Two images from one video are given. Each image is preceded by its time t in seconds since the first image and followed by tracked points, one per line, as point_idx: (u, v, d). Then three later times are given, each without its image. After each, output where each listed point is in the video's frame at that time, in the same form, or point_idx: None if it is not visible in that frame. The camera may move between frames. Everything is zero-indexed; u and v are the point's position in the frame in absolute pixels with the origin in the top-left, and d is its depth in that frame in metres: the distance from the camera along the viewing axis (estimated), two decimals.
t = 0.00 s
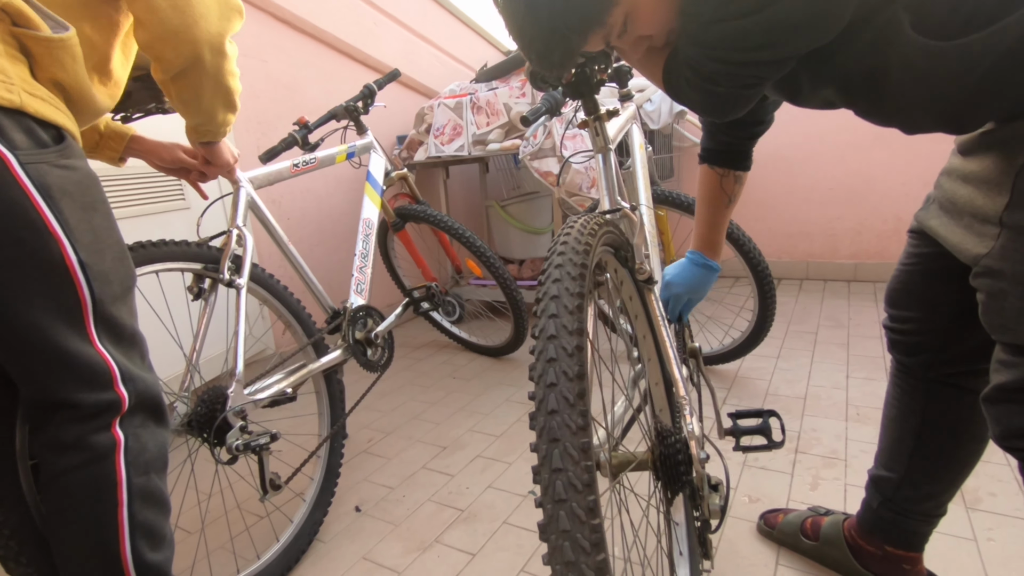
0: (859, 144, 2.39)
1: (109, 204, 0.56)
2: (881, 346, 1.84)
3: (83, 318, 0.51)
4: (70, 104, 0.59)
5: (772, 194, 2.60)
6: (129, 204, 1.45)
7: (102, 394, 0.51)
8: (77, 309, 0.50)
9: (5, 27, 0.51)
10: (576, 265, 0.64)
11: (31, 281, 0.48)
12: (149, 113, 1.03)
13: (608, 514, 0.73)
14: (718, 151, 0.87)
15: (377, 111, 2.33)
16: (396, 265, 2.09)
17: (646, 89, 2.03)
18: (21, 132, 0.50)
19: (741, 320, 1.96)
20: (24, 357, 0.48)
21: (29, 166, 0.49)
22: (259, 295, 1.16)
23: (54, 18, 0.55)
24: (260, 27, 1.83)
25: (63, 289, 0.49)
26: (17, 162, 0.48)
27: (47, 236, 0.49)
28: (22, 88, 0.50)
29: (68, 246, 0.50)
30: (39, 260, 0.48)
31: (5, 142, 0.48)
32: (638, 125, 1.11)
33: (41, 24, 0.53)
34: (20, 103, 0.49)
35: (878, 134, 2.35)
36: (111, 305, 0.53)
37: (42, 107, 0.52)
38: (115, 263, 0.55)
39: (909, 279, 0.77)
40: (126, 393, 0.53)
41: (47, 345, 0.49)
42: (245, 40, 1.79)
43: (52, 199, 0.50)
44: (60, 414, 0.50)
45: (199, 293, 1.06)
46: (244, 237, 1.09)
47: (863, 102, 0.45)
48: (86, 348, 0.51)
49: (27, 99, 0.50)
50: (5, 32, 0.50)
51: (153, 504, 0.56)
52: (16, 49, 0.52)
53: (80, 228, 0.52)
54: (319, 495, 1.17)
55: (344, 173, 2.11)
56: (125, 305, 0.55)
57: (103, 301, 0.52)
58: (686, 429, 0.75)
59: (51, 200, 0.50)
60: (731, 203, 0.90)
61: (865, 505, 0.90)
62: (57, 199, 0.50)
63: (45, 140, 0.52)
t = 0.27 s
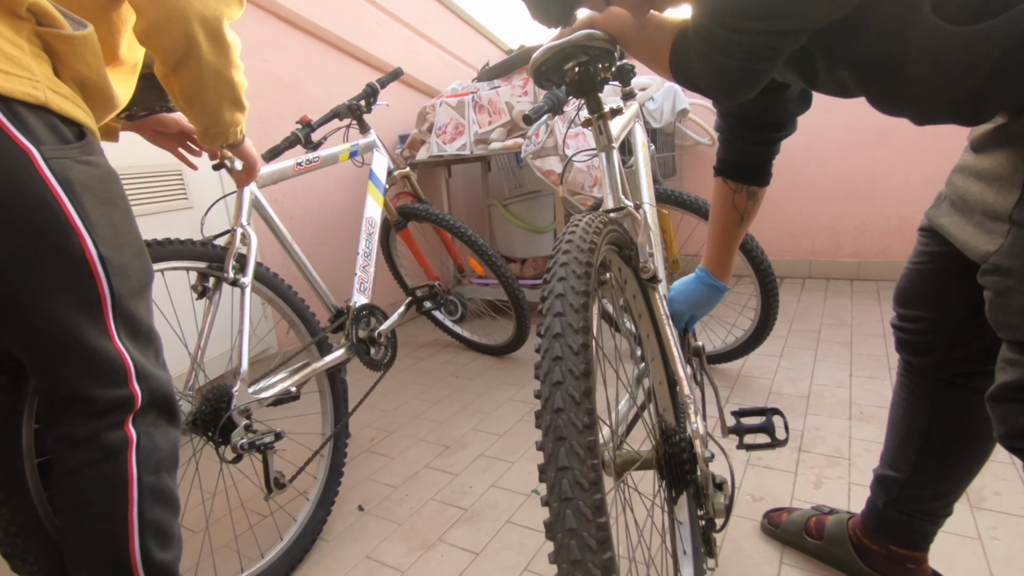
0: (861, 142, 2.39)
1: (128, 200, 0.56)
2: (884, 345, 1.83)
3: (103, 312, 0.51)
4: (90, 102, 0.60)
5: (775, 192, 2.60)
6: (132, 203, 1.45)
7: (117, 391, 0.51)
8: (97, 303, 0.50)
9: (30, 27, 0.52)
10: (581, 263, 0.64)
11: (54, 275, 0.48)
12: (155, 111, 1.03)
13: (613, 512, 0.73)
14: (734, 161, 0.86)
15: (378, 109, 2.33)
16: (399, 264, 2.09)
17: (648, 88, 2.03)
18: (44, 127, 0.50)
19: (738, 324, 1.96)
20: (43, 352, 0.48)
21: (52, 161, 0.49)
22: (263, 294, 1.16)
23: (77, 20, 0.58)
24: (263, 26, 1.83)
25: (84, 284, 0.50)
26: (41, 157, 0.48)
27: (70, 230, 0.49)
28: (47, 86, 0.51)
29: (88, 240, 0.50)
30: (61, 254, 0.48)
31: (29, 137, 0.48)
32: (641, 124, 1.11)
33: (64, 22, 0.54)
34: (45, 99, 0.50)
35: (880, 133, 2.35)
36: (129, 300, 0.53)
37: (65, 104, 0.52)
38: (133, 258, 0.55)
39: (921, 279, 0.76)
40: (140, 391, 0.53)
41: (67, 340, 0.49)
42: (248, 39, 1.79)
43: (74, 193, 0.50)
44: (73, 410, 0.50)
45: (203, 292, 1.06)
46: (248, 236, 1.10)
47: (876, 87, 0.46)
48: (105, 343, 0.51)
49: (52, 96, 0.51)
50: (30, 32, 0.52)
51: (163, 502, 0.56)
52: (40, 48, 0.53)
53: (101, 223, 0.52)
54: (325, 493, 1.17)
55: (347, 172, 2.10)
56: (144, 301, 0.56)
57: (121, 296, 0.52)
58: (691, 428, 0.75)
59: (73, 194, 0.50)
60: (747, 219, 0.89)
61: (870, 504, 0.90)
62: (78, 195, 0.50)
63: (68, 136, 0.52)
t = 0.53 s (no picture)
0: (863, 142, 2.39)
1: (156, 207, 0.58)
2: (886, 345, 1.84)
3: (132, 317, 0.53)
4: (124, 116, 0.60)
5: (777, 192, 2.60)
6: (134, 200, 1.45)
7: (144, 386, 0.54)
8: (128, 309, 0.52)
9: (76, 43, 0.52)
10: (571, 263, 0.64)
11: (93, 282, 0.50)
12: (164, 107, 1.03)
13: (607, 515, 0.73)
14: (786, 163, 0.84)
15: (381, 107, 2.32)
16: (400, 263, 2.09)
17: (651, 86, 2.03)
18: (84, 138, 0.52)
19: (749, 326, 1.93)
20: (78, 355, 0.50)
21: (92, 172, 0.51)
22: (267, 292, 1.17)
23: (122, 31, 0.55)
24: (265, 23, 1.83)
25: (118, 291, 0.52)
26: (82, 168, 0.50)
27: (107, 239, 0.51)
28: (90, 99, 0.52)
29: (124, 248, 0.52)
30: (98, 262, 0.50)
31: (71, 148, 0.50)
32: (646, 123, 1.11)
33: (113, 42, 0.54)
34: (88, 112, 0.51)
35: (883, 133, 2.35)
36: (156, 304, 0.55)
37: (106, 116, 0.54)
38: (161, 263, 0.56)
39: (937, 285, 0.76)
40: (165, 384, 0.56)
41: (102, 343, 0.51)
42: (250, 36, 1.78)
43: (111, 202, 0.52)
44: (99, 403, 0.52)
45: (207, 288, 1.06)
46: (252, 233, 1.09)
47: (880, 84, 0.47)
48: (134, 345, 0.53)
49: (94, 109, 0.52)
50: (76, 47, 0.52)
51: (177, 494, 0.57)
52: (82, 62, 0.53)
53: (134, 230, 0.53)
54: (326, 491, 1.17)
55: (349, 169, 2.10)
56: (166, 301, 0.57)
57: (149, 300, 0.54)
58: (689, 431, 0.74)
59: (110, 203, 0.51)
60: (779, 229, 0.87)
61: (874, 504, 0.90)
62: (114, 204, 0.52)
63: (104, 146, 0.54)
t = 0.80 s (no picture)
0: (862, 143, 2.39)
1: (160, 206, 0.58)
2: (883, 346, 1.84)
3: (139, 316, 0.54)
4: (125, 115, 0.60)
5: (776, 192, 2.60)
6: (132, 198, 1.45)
7: (150, 381, 0.55)
8: (136, 308, 0.54)
9: (87, 45, 0.52)
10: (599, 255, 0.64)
11: (102, 282, 0.51)
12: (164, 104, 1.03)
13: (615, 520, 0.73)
14: (848, 156, 0.85)
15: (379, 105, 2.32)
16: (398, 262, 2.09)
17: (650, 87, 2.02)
18: (93, 139, 0.52)
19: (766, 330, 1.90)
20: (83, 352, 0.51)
21: (102, 173, 0.51)
22: (264, 289, 1.16)
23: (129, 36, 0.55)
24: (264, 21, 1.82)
25: (126, 290, 0.53)
26: (93, 170, 0.51)
27: (116, 239, 0.52)
28: (99, 101, 0.53)
29: (132, 248, 0.53)
30: (107, 263, 0.51)
31: (82, 150, 0.50)
32: (671, 118, 1.11)
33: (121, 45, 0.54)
34: (98, 115, 0.52)
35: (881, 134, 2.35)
36: (160, 302, 0.56)
37: (115, 118, 0.54)
38: (166, 262, 0.57)
39: (925, 281, 0.78)
40: (171, 380, 0.58)
41: (110, 341, 0.52)
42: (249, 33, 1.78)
43: (120, 203, 0.53)
44: (105, 397, 0.53)
45: (204, 287, 1.06)
46: (249, 230, 1.10)
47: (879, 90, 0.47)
48: (139, 343, 0.54)
49: (104, 111, 0.53)
50: (86, 50, 0.52)
51: (179, 488, 0.59)
52: (91, 64, 0.53)
53: (141, 231, 0.54)
54: (323, 489, 1.17)
55: (347, 167, 2.10)
56: (170, 298, 0.59)
57: (155, 299, 0.55)
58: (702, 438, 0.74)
59: (119, 204, 0.52)
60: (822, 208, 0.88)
61: (870, 504, 0.90)
62: (123, 204, 0.53)
63: (111, 146, 0.54)
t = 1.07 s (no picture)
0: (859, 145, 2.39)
1: (127, 232, 0.58)
2: (880, 347, 1.84)
3: (107, 343, 0.54)
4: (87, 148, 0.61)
5: (773, 193, 2.61)
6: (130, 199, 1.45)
7: (132, 395, 0.56)
8: (104, 336, 0.54)
9: (29, 79, 0.52)
10: (610, 257, 0.64)
11: (62, 315, 0.52)
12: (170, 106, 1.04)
13: (619, 525, 0.74)
14: (815, 174, 0.90)
15: (378, 107, 2.33)
16: (396, 263, 2.08)
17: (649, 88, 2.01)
18: (43, 173, 0.52)
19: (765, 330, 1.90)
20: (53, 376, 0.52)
21: (52, 208, 0.51)
22: (263, 291, 1.17)
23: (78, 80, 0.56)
24: (262, 23, 1.83)
25: (90, 320, 0.53)
26: (41, 206, 0.50)
27: (74, 273, 0.52)
28: (43, 136, 0.52)
29: (93, 279, 0.53)
30: (66, 296, 0.51)
31: (27, 186, 0.50)
32: (678, 120, 1.11)
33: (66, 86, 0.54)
34: (42, 149, 0.51)
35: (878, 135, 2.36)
36: (136, 324, 0.57)
37: (63, 150, 0.53)
38: (136, 287, 0.58)
39: (917, 277, 0.78)
40: (156, 393, 0.59)
41: (77, 367, 0.53)
42: (247, 35, 1.78)
43: (76, 235, 0.52)
44: (91, 412, 0.55)
45: (203, 288, 1.06)
46: (248, 233, 1.10)
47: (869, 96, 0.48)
48: (112, 365, 0.55)
49: (49, 144, 0.52)
50: (29, 84, 0.52)
51: (169, 500, 0.60)
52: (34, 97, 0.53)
53: (104, 259, 0.55)
54: (320, 491, 1.18)
55: (345, 169, 2.10)
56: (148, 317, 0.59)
57: (127, 324, 0.56)
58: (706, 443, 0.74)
59: (75, 236, 0.52)
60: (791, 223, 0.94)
61: (865, 504, 0.90)
62: (80, 235, 0.53)
63: (64, 177, 0.53)
